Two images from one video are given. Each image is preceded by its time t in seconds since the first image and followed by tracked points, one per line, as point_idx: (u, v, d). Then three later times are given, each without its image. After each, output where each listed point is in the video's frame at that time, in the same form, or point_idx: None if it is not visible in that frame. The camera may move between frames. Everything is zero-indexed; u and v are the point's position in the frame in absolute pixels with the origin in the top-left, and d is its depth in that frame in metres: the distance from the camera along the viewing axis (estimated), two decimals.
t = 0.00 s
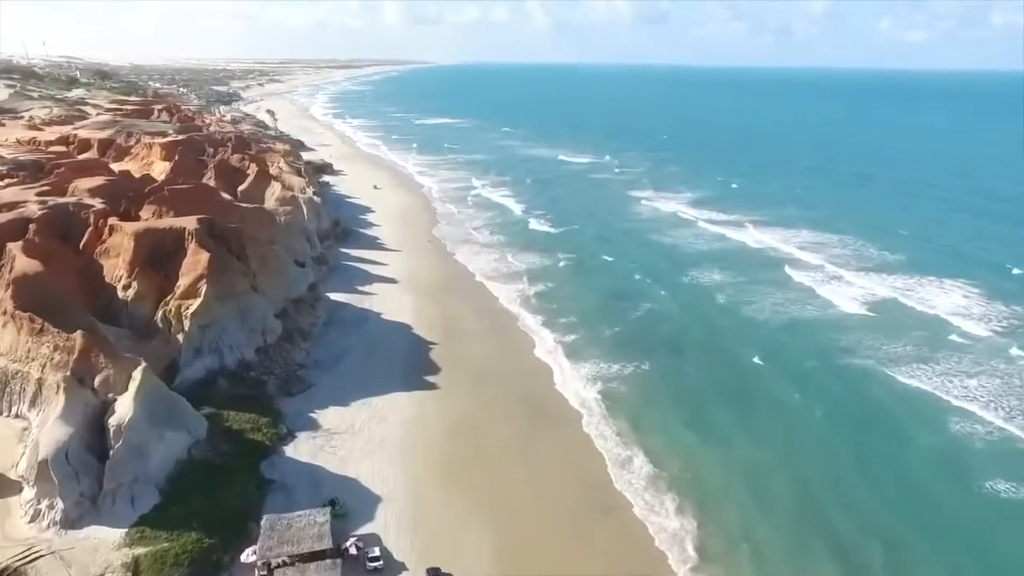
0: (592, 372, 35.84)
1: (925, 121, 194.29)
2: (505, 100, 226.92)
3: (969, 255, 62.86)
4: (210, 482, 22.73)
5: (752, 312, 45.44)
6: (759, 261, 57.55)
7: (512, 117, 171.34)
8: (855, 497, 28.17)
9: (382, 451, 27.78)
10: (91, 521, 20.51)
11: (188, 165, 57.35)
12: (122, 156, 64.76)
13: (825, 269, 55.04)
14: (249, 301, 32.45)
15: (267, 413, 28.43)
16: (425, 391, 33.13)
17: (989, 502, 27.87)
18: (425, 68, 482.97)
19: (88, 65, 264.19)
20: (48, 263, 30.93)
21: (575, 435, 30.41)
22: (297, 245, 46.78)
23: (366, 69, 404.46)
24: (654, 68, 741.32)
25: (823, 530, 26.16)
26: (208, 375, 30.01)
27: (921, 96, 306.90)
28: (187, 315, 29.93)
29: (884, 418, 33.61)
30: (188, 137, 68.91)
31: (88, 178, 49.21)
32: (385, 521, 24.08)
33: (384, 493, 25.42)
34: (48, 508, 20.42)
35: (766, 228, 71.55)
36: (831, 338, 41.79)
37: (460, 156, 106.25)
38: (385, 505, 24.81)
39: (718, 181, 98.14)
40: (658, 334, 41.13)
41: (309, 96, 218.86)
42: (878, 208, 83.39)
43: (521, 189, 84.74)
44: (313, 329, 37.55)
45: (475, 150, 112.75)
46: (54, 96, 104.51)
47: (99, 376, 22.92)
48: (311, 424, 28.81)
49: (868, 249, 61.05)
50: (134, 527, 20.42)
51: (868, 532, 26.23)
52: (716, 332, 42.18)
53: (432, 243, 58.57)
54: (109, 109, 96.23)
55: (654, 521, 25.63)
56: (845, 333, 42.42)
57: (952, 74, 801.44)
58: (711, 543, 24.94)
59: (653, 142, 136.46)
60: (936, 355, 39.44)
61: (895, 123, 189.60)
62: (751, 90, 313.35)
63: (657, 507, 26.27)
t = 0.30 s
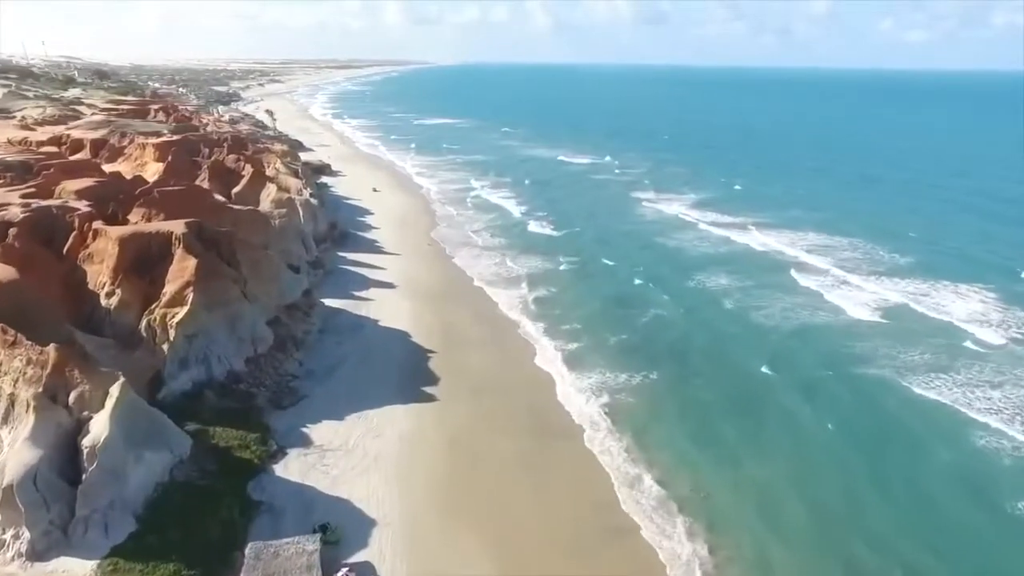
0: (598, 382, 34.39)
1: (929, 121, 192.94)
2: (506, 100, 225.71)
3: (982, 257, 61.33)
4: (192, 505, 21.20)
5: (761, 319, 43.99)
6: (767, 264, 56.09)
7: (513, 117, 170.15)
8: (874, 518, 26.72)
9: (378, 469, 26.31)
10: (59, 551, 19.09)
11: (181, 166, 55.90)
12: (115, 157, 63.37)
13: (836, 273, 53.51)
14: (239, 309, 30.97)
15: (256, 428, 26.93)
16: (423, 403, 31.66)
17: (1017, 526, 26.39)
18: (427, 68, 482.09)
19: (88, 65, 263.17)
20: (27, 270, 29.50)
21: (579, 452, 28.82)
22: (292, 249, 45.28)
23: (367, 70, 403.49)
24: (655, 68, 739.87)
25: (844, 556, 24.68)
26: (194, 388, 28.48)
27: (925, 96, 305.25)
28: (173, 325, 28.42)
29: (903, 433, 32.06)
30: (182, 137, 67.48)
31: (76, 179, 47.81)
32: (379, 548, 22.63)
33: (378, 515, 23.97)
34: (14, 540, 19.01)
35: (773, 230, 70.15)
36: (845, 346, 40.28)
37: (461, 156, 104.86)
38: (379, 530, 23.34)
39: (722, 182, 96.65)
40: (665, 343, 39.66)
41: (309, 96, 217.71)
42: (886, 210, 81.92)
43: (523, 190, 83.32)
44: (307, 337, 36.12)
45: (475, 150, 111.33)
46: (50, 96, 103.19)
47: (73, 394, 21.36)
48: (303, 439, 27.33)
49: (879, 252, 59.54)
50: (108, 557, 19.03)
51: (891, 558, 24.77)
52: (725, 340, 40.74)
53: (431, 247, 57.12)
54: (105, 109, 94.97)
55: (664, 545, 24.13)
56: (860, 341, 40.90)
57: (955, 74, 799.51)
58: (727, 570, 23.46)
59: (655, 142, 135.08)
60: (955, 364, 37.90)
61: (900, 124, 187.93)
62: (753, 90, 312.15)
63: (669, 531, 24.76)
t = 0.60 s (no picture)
0: (605, 394, 32.90)
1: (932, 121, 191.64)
2: (507, 100, 224.40)
3: (995, 260, 59.86)
4: (170, 535, 19.78)
5: (773, 325, 42.51)
6: (775, 268, 54.63)
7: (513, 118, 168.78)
8: (897, 542, 25.26)
9: (373, 489, 24.85)
10: None
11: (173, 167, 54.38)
12: (106, 158, 61.87)
13: (848, 277, 52.00)
14: (227, 318, 29.39)
15: (243, 445, 25.43)
16: (422, 417, 30.18)
17: None
18: (427, 69, 479.94)
19: (86, 65, 261.41)
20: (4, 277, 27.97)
21: (585, 471, 27.28)
22: (286, 253, 43.73)
23: (367, 70, 401.64)
24: (655, 68, 739.60)
25: None
26: (179, 402, 26.96)
27: (928, 96, 303.72)
28: (157, 334, 26.88)
29: (924, 448, 30.54)
30: (177, 138, 65.98)
31: (64, 181, 46.29)
32: None
33: (372, 541, 22.50)
34: None
35: (780, 232, 68.70)
36: (861, 355, 38.79)
37: (461, 157, 103.42)
38: (374, 558, 21.87)
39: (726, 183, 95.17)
40: (674, 351, 38.20)
41: (308, 96, 216.33)
42: (894, 211, 80.49)
43: (524, 191, 81.91)
44: (301, 346, 34.63)
45: (475, 151, 109.87)
46: (45, 95, 101.74)
47: (44, 411, 19.92)
48: (293, 458, 25.84)
49: (891, 255, 58.00)
50: None
51: None
52: (735, 348, 39.26)
53: (431, 250, 55.66)
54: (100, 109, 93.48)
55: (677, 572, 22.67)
56: (876, 349, 39.37)
57: (956, 74, 797.92)
58: None
59: (657, 142, 133.67)
60: (977, 373, 36.41)
61: (903, 124, 186.59)
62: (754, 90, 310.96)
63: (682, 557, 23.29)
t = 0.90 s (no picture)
0: (612, 406, 31.39)
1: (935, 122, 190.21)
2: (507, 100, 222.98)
3: (1009, 263, 58.35)
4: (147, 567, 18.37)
5: (785, 332, 40.96)
6: (785, 271, 53.09)
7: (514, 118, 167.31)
8: (923, 567, 23.74)
9: (366, 513, 23.37)
10: None
11: (165, 167, 52.87)
12: (98, 158, 60.35)
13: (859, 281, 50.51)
14: (215, 328, 27.80)
15: (229, 464, 23.87)
16: (421, 431, 28.66)
17: None
18: (427, 69, 478.60)
19: (84, 65, 259.83)
20: None
21: (591, 491, 25.75)
22: (280, 257, 42.20)
23: (368, 70, 401.13)
24: (655, 69, 738.96)
25: None
26: (162, 418, 25.39)
27: (929, 96, 302.94)
28: (139, 346, 25.28)
29: (947, 465, 28.97)
30: (170, 138, 64.45)
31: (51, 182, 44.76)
32: None
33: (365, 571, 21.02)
34: None
35: (787, 234, 67.20)
36: (878, 364, 37.25)
37: (461, 157, 101.93)
38: None
39: (730, 183, 93.76)
40: (683, 361, 36.66)
41: (307, 96, 214.84)
42: (903, 213, 78.96)
43: (525, 192, 80.42)
44: (294, 356, 33.12)
45: (475, 151, 108.37)
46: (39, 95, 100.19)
47: (8, 434, 18.47)
48: (282, 479, 24.32)
49: (903, 258, 56.46)
50: None
51: None
52: (746, 357, 37.73)
53: (430, 253, 54.13)
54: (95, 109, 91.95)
55: None
56: (893, 357, 37.84)
57: (957, 73, 798.98)
58: None
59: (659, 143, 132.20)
60: (1002, 384, 34.86)
61: (906, 124, 185.29)
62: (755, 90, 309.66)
63: None
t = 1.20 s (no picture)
0: (620, 419, 29.94)
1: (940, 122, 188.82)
2: (508, 100, 221.65)
3: None
4: None
5: (798, 340, 39.42)
6: (795, 275, 51.55)
7: (515, 118, 165.91)
8: None
9: (359, 538, 21.98)
10: None
11: (156, 168, 51.37)
12: (89, 159, 58.81)
13: (872, 285, 49.00)
14: (200, 338, 26.27)
15: (212, 485, 22.40)
16: (419, 447, 27.21)
17: None
18: (429, 70, 478.93)
19: (83, 65, 258.58)
20: None
21: (597, 513, 24.20)
22: (274, 262, 40.68)
23: (368, 70, 400.24)
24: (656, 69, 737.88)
25: None
26: (143, 434, 23.90)
27: (933, 97, 301.51)
28: (118, 359, 23.78)
29: (972, 485, 27.42)
30: (163, 138, 62.91)
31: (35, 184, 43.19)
32: None
33: None
34: None
35: (794, 237, 65.63)
36: (897, 373, 35.73)
37: (462, 158, 100.39)
38: None
39: (735, 184, 92.27)
40: (692, 371, 35.16)
41: (306, 96, 213.51)
42: (912, 214, 77.43)
43: (527, 193, 78.93)
44: (286, 367, 31.65)
45: (476, 152, 106.87)
46: (33, 95, 98.63)
47: None
48: (269, 502, 22.81)
49: (916, 262, 54.91)
50: None
51: None
52: (757, 367, 36.25)
53: (429, 256, 52.63)
54: (89, 109, 90.48)
55: None
56: (912, 367, 36.29)
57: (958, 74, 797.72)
58: None
59: (661, 143, 130.74)
60: None
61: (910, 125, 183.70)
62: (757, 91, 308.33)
63: None
